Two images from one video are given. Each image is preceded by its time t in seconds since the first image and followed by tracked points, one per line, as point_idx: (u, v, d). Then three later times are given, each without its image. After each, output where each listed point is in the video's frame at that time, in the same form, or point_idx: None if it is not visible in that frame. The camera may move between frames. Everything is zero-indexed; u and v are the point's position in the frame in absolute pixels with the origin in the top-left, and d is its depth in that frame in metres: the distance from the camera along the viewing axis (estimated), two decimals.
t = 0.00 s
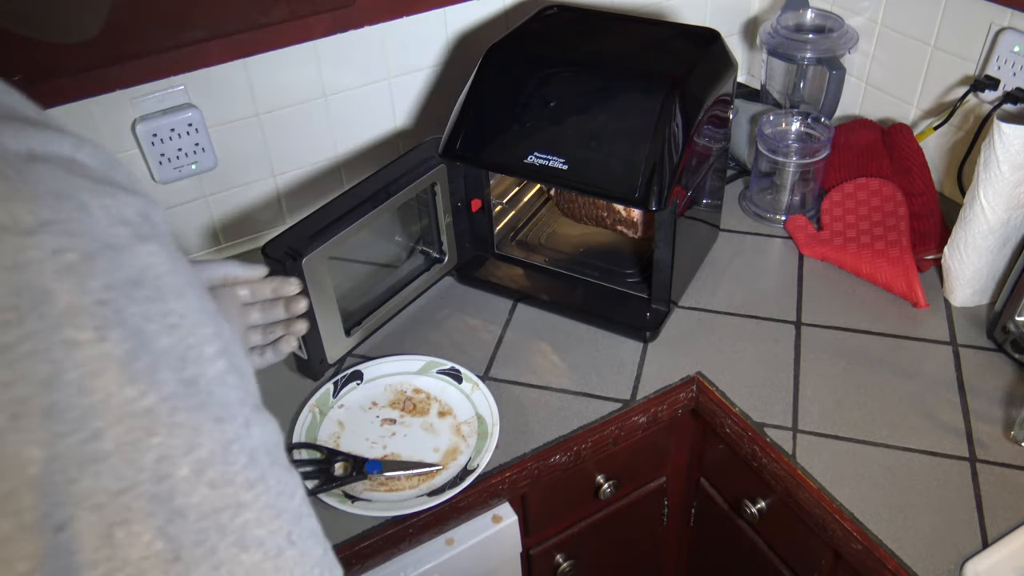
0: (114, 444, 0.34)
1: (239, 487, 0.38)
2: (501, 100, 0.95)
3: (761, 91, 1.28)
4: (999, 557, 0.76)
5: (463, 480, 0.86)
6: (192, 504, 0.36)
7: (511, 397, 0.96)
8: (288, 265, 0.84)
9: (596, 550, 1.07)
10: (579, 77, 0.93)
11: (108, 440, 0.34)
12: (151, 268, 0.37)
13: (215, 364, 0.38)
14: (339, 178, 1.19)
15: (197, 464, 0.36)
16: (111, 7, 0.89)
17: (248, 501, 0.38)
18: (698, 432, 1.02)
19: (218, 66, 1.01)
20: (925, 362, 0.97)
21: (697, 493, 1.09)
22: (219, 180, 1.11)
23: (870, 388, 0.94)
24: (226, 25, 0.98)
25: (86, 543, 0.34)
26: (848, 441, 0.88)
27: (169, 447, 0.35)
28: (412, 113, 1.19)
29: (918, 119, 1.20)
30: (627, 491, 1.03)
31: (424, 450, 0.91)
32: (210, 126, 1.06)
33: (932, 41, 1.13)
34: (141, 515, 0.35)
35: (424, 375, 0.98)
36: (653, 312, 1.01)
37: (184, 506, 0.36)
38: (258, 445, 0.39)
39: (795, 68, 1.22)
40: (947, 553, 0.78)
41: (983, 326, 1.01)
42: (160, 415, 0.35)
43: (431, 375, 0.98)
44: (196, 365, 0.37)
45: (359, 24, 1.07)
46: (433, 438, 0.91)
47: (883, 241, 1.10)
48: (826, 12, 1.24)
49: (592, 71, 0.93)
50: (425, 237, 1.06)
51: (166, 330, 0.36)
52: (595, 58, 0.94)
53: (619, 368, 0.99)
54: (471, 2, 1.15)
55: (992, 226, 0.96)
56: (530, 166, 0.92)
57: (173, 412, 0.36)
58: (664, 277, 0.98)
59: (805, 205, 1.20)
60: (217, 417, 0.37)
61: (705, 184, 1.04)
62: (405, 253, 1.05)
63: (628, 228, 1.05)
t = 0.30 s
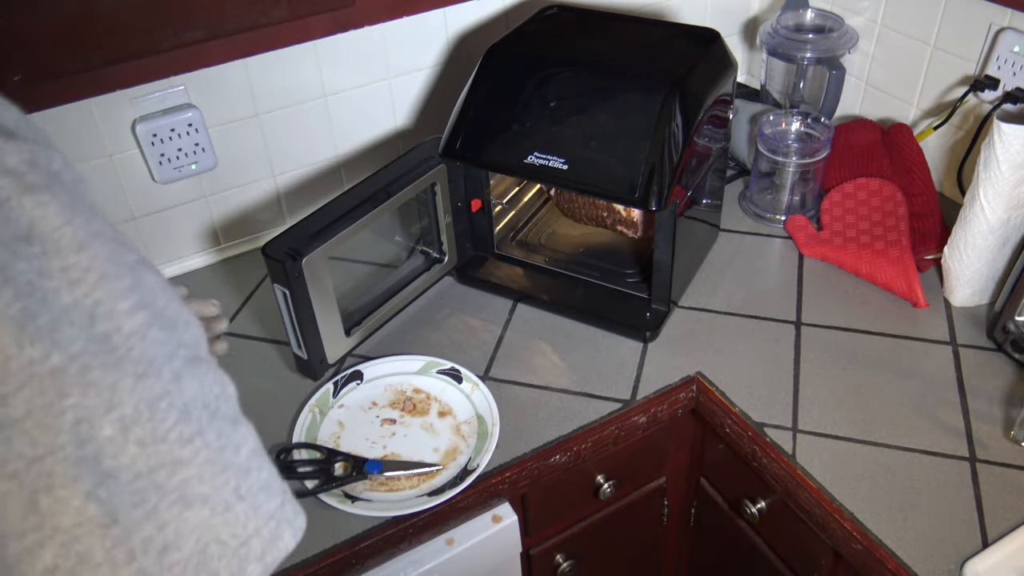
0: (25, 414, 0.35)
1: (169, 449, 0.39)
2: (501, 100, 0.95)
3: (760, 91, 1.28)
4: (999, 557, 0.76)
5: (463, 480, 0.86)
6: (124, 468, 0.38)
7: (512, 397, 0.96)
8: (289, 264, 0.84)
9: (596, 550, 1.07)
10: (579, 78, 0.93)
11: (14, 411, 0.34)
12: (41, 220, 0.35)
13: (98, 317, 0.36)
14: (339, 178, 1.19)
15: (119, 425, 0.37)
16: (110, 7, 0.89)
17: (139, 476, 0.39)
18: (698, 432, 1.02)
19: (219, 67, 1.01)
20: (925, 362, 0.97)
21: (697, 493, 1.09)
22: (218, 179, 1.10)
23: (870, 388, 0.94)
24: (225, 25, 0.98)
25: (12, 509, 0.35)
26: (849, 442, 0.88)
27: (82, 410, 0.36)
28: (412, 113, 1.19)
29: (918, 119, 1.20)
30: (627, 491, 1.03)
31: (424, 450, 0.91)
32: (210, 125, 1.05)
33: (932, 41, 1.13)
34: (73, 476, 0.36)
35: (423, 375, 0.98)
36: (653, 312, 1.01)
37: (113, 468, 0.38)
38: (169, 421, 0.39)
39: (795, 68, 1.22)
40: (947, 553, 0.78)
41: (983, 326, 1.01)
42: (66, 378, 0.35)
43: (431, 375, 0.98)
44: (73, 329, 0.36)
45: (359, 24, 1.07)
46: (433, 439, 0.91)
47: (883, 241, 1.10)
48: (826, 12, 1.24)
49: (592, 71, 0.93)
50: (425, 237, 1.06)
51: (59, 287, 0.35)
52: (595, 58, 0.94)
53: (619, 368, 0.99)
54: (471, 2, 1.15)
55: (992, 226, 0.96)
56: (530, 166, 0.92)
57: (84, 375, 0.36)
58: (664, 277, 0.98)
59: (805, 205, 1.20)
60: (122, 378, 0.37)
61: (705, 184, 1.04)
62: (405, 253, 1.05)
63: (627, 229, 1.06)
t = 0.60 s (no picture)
0: (211, 322, 0.40)
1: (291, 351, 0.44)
2: (501, 100, 0.95)
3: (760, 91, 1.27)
4: (998, 557, 0.76)
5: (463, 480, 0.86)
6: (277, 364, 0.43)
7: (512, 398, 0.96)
8: (289, 265, 0.84)
9: (597, 549, 1.07)
10: (579, 78, 0.93)
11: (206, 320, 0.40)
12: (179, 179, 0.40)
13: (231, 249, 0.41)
14: (339, 179, 1.19)
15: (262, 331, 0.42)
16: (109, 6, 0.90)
17: (284, 374, 0.43)
18: (698, 432, 1.02)
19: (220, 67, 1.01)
20: (925, 362, 0.97)
21: (697, 493, 1.09)
22: (219, 179, 1.10)
23: (870, 388, 0.94)
24: (225, 25, 0.98)
25: (212, 404, 0.40)
26: (849, 442, 0.88)
27: (241, 321, 0.41)
28: (412, 113, 1.19)
29: (918, 119, 1.20)
30: (627, 491, 1.03)
31: (424, 450, 0.91)
32: (210, 125, 1.05)
33: (932, 41, 1.13)
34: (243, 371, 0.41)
35: (423, 375, 0.98)
36: (653, 312, 1.01)
37: (269, 367, 0.42)
38: (282, 338, 0.44)
39: (795, 68, 1.22)
40: (947, 553, 0.78)
41: (983, 326, 1.01)
42: (227, 295, 0.41)
43: (430, 375, 0.98)
44: (221, 256, 0.41)
45: (359, 24, 1.07)
46: (432, 439, 0.91)
47: (883, 241, 1.10)
48: (826, 12, 1.24)
49: (591, 71, 0.93)
50: (424, 237, 1.06)
51: (200, 228, 0.40)
52: (595, 59, 0.94)
53: (619, 368, 0.99)
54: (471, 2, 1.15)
55: (992, 226, 0.96)
56: (530, 166, 0.92)
57: (237, 291, 0.41)
58: (664, 277, 0.98)
59: (805, 205, 1.20)
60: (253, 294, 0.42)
61: (705, 184, 1.04)
62: (405, 253, 1.05)
63: (627, 228, 1.06)
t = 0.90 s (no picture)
0: (367, 249, 0.47)
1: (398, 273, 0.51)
2: (501, 100, 0.95)
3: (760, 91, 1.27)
4: (998, 557, 0.76)
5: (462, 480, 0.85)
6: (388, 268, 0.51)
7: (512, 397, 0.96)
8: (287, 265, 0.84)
9: (596, 550, 1.07)
10: (579, 77, 0.93)
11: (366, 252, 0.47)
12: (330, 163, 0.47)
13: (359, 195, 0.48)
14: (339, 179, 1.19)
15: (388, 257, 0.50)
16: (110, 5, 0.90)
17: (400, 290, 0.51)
18: (698, 432, 1.02)
19: (221, 67, 1.01)
20: (925, 362, 0.97)
21: (697, 493, 1.09)
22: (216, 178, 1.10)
23: (870, 388, 0.94)
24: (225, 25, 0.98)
25: (385, 307, 0.49)
26: (849, 442, 0.88)
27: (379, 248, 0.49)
28: (412, 113, 1.19)
29: (918, 119, 1.20)
30: (627, 491, 1.03)
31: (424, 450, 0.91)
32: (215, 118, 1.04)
33: (932, 41, 1.13)
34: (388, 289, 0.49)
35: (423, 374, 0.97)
36: (653, 312, 1.01)
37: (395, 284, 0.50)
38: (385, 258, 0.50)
39: (795, 68, 1.23)
40: (947, 553, 0.78)
41: (982, 326, 1.01)
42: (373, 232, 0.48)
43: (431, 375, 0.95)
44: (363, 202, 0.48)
45: (359, 24, 1.07)
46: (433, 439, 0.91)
47: (883, 241, 1.10)
48: (826, 12, 1.24)
49: (591, 71, 0.93)
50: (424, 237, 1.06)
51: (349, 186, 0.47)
52: (595, 59, 0.94)
53: (619, 369, 0.99)
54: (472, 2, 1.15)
55: (992, 226, 0.96)
56: (530, 166, 0.92)
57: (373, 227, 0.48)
58: (664, 277, 0.98)
59: (805, 205, 1.20)
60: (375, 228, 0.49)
61: (706, 184, 1.04)
62: (405, 253, 1.05)
63: (628, 229, 1.06)
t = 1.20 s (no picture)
0: (377, 181, 0.52)
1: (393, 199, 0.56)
2: (501, 100, 0.95)
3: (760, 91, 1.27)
4: (998, 557, 0.76)
5: (462, 480, 0.86)
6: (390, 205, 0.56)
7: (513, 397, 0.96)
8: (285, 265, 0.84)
9: (596, 549, 1.07)
10: (579, 77, 0.93)
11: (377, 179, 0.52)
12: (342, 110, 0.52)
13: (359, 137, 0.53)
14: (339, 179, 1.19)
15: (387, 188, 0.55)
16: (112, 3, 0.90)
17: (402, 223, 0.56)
18: (698, 431, 1.02)
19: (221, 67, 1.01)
20: (925, 363, 0.97)
21: (697, 493, 1.09)
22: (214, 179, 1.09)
23: (870, 388, 0.94)
24: (224, 24, 0.98)
25: (396, 237, 0.54)
26: (848, 442, 0.88)
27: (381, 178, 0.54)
28: (412, 113, 1.19)
29: (918, 119, 1.20)
30: (627, 491, 1.03)
31: (424, 450, 0.91)
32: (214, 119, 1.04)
33: (932, 41, 1.13)
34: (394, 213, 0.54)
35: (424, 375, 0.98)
36: (653, 312, 1.01)
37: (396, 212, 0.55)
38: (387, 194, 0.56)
39: (795, 68, 1.23)
40: (947, 553, 0.78)
41: (982, 326, 1.01)
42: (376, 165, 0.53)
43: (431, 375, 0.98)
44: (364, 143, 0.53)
45: (359, 24, 1.07)
46: (433, 439, 0.91)
47: (883, 241, 1.10)
48: (826, 11, 1.24)
49: (591, 71, 0.93)
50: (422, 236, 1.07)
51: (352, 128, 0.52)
52: (595, 58, 0.94)
53: (619, 369, 0.99)
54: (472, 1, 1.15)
55: (992, 226, 0.96)
56: (530, 166, 0.92)
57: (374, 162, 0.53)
58: (664, 277, 0.98)
59: (805, 205, 1.20)
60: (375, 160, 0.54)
61: (705, 184, 1.04)
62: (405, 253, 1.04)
63: (628, 229, 1.05)
